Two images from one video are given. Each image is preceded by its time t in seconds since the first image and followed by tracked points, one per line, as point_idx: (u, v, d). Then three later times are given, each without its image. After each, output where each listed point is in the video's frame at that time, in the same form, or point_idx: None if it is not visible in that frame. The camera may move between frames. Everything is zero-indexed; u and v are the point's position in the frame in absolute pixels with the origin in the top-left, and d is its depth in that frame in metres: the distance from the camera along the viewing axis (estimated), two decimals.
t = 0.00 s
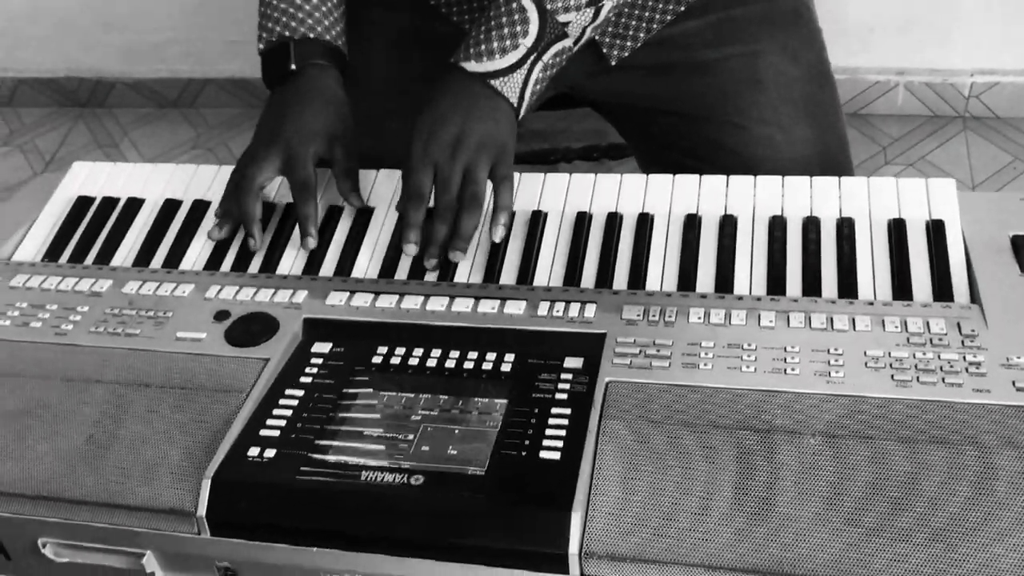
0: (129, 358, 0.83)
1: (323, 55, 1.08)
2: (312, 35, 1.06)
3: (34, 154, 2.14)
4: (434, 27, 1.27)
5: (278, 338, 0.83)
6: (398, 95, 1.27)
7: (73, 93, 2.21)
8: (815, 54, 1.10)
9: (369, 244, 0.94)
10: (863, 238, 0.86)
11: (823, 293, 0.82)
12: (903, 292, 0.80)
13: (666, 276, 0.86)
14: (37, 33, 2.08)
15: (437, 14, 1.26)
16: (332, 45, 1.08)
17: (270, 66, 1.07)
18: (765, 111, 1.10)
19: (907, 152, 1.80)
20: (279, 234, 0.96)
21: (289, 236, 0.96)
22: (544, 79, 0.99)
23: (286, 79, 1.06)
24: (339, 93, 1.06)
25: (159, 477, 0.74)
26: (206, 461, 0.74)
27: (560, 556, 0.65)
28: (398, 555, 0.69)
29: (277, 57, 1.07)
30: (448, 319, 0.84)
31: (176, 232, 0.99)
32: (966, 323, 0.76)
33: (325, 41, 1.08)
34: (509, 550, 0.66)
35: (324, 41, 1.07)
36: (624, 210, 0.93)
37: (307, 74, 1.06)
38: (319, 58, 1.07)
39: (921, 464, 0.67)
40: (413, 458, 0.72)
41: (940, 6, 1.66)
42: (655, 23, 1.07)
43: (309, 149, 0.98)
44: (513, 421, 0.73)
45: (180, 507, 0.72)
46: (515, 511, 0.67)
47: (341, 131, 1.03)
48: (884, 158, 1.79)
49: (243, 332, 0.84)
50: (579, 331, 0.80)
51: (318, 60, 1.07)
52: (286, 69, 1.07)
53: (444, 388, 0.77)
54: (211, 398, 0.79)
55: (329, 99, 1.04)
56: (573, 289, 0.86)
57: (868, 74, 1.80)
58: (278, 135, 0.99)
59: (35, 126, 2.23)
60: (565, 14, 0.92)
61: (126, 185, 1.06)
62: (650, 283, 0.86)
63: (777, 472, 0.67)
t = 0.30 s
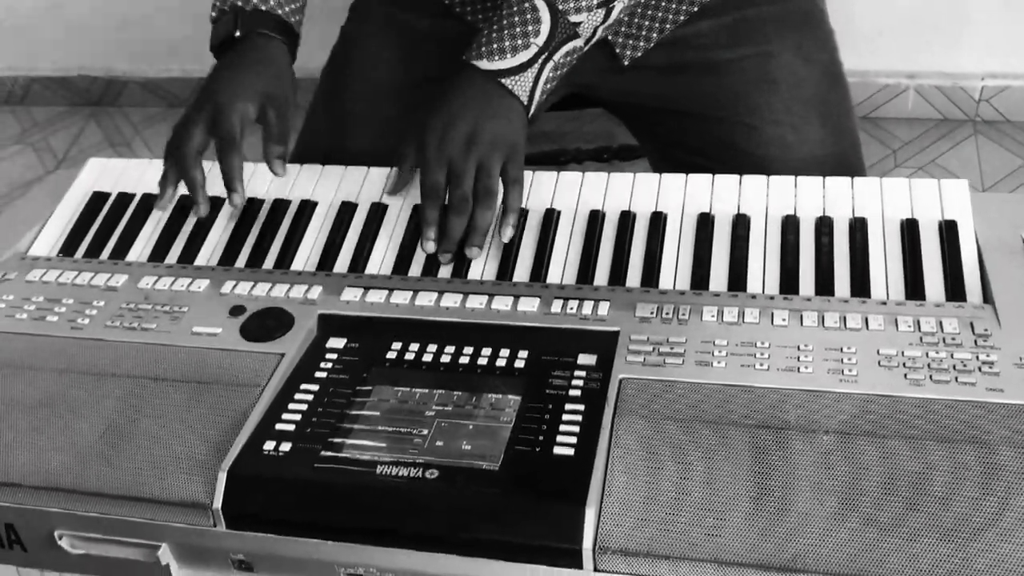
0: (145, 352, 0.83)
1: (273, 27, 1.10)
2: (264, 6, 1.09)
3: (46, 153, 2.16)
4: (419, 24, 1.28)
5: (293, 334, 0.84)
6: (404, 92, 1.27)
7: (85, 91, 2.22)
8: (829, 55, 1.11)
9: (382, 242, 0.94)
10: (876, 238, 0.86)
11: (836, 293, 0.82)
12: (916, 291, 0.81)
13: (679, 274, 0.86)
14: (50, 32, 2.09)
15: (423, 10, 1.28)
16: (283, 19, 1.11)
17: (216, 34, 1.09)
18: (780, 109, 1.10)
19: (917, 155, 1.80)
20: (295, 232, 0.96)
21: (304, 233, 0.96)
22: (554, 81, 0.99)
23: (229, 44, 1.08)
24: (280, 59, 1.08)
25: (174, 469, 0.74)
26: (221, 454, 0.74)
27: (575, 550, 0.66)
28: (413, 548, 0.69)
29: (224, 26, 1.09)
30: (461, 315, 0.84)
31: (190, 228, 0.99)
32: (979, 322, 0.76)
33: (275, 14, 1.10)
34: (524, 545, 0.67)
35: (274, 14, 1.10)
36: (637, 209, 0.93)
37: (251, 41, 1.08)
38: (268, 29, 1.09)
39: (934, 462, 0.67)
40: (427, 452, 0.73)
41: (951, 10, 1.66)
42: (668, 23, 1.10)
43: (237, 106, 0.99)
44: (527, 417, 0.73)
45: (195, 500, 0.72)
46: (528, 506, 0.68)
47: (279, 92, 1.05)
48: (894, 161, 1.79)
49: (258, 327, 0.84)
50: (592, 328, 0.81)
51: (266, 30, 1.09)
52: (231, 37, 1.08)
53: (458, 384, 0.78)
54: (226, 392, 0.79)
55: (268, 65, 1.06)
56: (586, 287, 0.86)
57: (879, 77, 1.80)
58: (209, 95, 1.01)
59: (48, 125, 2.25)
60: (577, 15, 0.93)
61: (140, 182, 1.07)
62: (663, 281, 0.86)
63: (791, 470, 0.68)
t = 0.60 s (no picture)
0: (153, 347, 0.84)
1: (292, 53, 1.17)
2: (285, 33, 1.16)
3: (54, 152, 2.17)
4: (432, 23, 1.29)
5: (301, 329, 0.84)
6: (414, 91, 1.27)
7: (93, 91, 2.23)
8: (834, 56, 1.13)
9: (389, 239, 0.95)
10: (881, 238, 0.86)
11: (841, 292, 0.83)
12: (920, 291, 0.81)
13: (685, 272, 0.87)
14: (59, 31, 2.10)
15: (435, 10, 1.29)
16: (301, 45, 1.18)
17: (242, 59, 1.17)
18: (787, 109, 1.12)
19: (922, 158, 1.81)
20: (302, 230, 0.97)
21: (311, 231, 0.97)
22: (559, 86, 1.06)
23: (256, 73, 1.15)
24: (303, 88, 1.15)
25: (181, 463, 0.75)
26: (228, 448, 0.75)
27: (579, 545, 0.66)
28: (416, 542, 0.69)
29: (249, 52, 1.16)
30: (467, 312, 0.85)
31: (198, 225, 1.00)
32: (984, 322, 0.76)
33: (296, 40, 1.17)
34: (529, 539, 0.67)
35: (295, 40, 1.17)
36: (643, 207, 0.94)
37: (275, 70, 1.15)
38: (289, 55, 1.17)
39: (939, 460, 0.67)
40: (432, 447, 0.73)
41: (956, 13, 1.66)
42: (676, 25, 1.13)
43: (266, 134, 1.06)
44: (532, 412, 0.74)
45: (202, 493, 0.73)
46: (533, 502, 0.68)
47: (307, 124, 1.10)
48: (899, 163, 1.80)
49: (265, 323, 0.85)
50: (598, 326, 0.81)
51: (287, 58, 1.16)
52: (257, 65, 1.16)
53: (463, 380, 0.78)
54: (233, 386, 0.79)
55: (294, 92, 1.13)
56: (592, 285, 0.86)
57: (884, 80, 1.80)
58: (239, 124, 1.08)
59: (55, 124, 2.26)
60: (580, 23, 1.01)
61: (149, 179, 1.08)
62: (669, 279, 0.86)
63: (795, 466, 0.68)
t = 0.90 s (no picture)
0: (161, 341, 0.85)
1: (299, 48, 1.18)
2: (293, 28, 1.17)
3: (60, 152, 2.18)
4: (446, 22, 1.30)
5: (307, 325, 0.85)
6: (424, 92, 1.29)
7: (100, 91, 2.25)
8: (836, 57, 1.14)
9: (394, 237, 0.96)
10: (883, 237, 0.87)
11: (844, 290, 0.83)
12: (922, 288, 0.82)
13: (688, 269, 0.88)
14: (66, 32, 2.11)
15: (449, 9, 1.30)
16: (307, 41, 1.19)
17: (249, 54, 1.17)
18: (789, 109, 1.12)
19: (924, 162, 1.82)
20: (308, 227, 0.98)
21: (317, 228, 0.98)
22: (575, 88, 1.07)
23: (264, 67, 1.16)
24: (309, 82, 1.16)
25: (189, 455, 0.75)
26: (236, 440, 0.76)
27: (583, 537, 0.67)
28: (420, 533, 0.70)
29: (256, 46, 1.16)
30: (473, 309, 0.85)
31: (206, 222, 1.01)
32: (984, 319, 0.77)
33: (303, 36, 1.18)
34: (534, 531, 0.68)
35: (302, 36, 1.18)
36: (647, 205, 0.94)
37: (282, 65, 1.16)
38: (296, 51, 1.18)
39: (940, 454, 0.68)
40: (437, 441, 0.73)
41: (959, 18, 1.67)
42: (680, 25, 1.14)
43: (276, 131, 1.08)
44: (536, 407, 0.75)
45: (209, 484, 0.74)
46: (537, 495, 0.68)
47: (315, 118, 1.12)
48: (902, 167, 1.81)
49: (272, 318, 0.86)
50: (602, 322, 0.82)
51: (293, 54, 1.18)
52: (264, 59, 1.16)
53: (468, 375, 0.79)
54: (241, 380, 0.80)
55: (301, 87, 1.15)
56: (596, 282, 0.87)
57: (887, 84, 1.81)
58: (249, 119, 1.10)
59: (62, 124, 2.27)
60: (594, 26, 1.00)
61: (157, 177, 1.09)
62: (672, 276, 0.87)
63: (797, 460, 0.68)
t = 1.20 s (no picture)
0: (172, 340, 0.85)
1: (301, 54, 1.19)
2: (294, 35, 1.18)
3: (66, 153, 2.19)
4: (453, 25, 1.31)
5: (317, 324, 0.86)
6: (424, 100, 1.31)
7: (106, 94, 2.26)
8: (842, 61, 1.14)
9: (403, 237, 0.96)
10: (889, 239, 0.88)
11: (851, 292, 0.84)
12: (927, 290, 0.82)
13: (695, 270, 0.88)
14: (73, 34, 2.12)
15: (457, 11, 1.31)
16: (308, 46, 1.20)
17: (252, 62, 1.19)
18: (794, 114, 1.13)
19: (928, 166, 1.82)
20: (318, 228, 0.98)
21: (327, 229, 0.98)
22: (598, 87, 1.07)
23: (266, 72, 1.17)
24: (315, 87, 1.17)
25: (200, 453, 0.76)
26: (246, 438, 0.76)
27: (592, 534, 0.67)
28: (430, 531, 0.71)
29: (258, 52, 1.18)
30: (482, 309, 0.86)
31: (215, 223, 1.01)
32: (990, 321, 0.77)
33: (305, 43, 1.19)
34: (543, 529, 0.68)
35: (302, 42, 1.19)
36: (654, 207, 0.95)
37: (285, 69, 1.17)
38: (298, 56, 1.19)
39: (945, 454, 0.68)
40: (447, 439, 0.74)
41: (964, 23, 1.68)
42: (687, 30, 1.14)
43: (286, 135, 1.09)
44: (545, 406, 0.75)
45: (220, 482, 0.74)
46: (546, 494, 0.69)
47: (324, 120, 1.14)
48: (905, 171, 1.81)
49: (282, 317, 0.86)
50: (610, 323, 0.82)
51: (296, 59, 1.19)
52: (267, 66, 1.18)
53: (477, 374, 0.79)
54: (252, 378, 0.81)
55: (307, 91, 1.16)
56: (604, 283, 0.87)
57: (891, 88, 1.82)
58: (257, 123, 1.11)
59: (67, 126, 2.28)
60: (618, 28, 1.00)
61: (166, 178, 1.09)
62: (680, 278, 0.88)
63: (804, 460, 0.69)
